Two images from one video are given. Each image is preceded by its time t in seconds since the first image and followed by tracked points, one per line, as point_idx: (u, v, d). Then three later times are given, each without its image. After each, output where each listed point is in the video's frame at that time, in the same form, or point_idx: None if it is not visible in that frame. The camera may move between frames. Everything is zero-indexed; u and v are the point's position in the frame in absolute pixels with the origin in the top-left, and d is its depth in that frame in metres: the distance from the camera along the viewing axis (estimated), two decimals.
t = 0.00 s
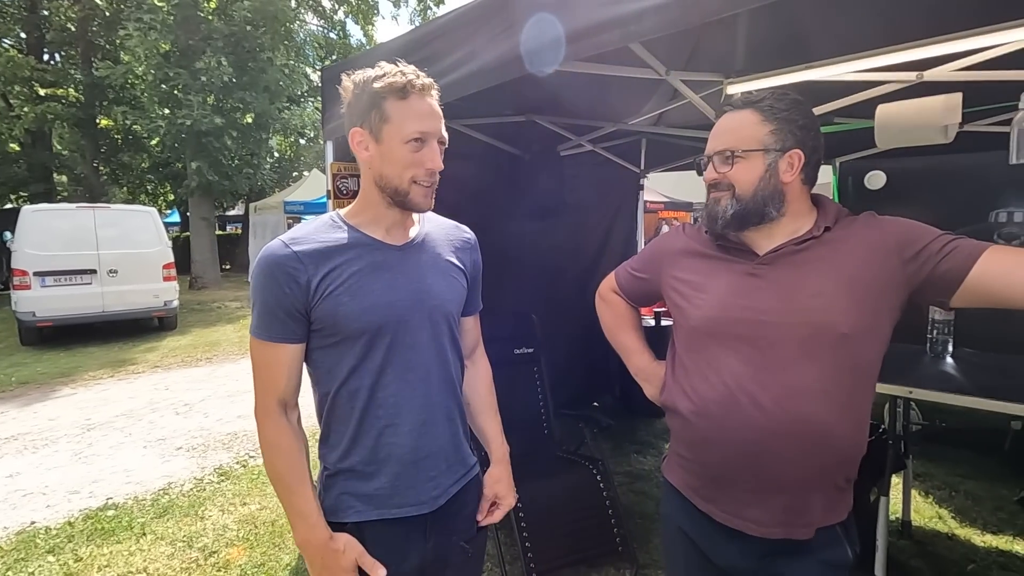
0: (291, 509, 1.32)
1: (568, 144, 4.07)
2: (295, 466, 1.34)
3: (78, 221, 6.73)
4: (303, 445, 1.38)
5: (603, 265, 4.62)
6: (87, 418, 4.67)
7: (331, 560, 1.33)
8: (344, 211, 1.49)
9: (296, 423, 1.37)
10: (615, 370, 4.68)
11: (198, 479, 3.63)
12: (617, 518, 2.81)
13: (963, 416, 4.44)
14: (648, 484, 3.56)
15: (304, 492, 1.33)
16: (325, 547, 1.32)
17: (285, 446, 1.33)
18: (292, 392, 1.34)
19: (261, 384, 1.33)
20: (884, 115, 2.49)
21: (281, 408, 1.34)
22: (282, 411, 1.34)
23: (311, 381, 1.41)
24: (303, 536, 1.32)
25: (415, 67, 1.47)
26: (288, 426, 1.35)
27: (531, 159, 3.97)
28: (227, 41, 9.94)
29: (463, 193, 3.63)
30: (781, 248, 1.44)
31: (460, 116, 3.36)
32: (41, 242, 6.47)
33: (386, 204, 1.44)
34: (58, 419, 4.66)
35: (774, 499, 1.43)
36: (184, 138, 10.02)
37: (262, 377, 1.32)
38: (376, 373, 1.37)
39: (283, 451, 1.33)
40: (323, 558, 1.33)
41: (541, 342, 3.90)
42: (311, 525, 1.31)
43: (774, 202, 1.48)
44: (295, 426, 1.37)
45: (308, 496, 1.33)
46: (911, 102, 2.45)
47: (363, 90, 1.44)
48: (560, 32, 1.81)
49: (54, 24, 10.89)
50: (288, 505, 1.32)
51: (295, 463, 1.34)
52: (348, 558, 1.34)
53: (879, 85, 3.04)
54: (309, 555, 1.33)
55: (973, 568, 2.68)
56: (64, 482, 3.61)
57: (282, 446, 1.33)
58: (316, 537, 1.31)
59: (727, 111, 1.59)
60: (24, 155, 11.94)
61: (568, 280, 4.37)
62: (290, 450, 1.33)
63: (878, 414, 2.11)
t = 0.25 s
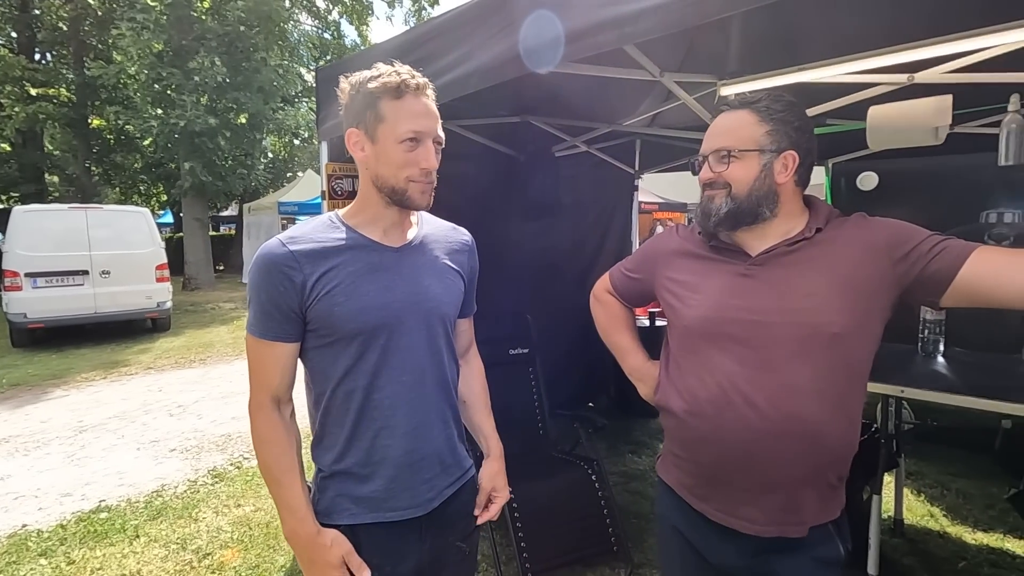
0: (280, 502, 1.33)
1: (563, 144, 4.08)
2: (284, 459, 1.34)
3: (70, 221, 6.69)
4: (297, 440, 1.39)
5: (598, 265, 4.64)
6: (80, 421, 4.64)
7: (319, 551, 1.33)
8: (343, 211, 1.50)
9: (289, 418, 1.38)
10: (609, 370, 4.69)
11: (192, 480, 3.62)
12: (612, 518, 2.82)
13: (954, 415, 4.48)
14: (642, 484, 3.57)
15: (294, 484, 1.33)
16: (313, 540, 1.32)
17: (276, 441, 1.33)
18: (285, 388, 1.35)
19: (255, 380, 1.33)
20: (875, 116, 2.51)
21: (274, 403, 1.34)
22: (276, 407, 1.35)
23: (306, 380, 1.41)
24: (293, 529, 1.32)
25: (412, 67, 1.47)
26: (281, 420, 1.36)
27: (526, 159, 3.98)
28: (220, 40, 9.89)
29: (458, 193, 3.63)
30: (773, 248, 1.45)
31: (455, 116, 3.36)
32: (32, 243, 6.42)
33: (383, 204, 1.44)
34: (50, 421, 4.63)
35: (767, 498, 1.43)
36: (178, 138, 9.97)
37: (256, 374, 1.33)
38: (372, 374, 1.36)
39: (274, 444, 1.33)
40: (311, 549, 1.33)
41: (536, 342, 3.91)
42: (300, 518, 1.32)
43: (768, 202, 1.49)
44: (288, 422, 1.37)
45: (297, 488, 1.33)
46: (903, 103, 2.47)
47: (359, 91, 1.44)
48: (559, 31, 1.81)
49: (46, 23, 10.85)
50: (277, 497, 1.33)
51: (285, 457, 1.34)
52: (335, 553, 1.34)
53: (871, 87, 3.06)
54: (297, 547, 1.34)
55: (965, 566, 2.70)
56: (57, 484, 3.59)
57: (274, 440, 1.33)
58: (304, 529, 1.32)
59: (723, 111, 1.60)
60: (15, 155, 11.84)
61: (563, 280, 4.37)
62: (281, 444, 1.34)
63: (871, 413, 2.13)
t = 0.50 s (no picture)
0: (272, 498, 1.32)
1: (559, 145, 4.08)
2: (279, 458, 1.34)
3: (64, 222, 6.65)
4: (292, 438, 1.39)
5: (594, 266, 4.64)
6: (73, 422, 4.61)
7: (310, 551, 1.31)
8: (343, 211, 1.49)
9: (284, 417, 1.37)
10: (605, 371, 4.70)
11: (186, 482, 3.60)
12: (609, 518, 2.82)
13: (948, 414, 4.51)
14: (639, 484, 3.58)
15: (288, 482, 1.33)
16: (304, 537, 1.31)
17: (271, 440, 1.33)
18: (281, 387, 1.34)
19: (251, 378, 1.33)
20: (869, 117, 2.53)
21: (269, 401, 1.34)
22: (271, 406, 1.34)
23: (302, 380, 1.41)
24: (284, 526, 1.31)
25: (411, 67, 1.47)
26: (276, 419, 1.36)
27: (522, 160, 3.98)
28: (215, 40, 9.86)
29: (454, 194, 3.63)
30: (769, 247, 1.46)
31: (451, 116, 3.36)
32: (25, 243, 6.37)
33: (383, 204, 1.44)
34: (43, 423, 4.60)
35: (763, 497, 1.44)
36: (172, 138, 9.93)
37: (252, 373, 1.33)
38: (368, 375, 1.36)
39: (269, 443, 1.33)
40: (303, 548, 1.32)
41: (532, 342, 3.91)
42: (292, 514, 1.31)
43: (774, 198, 1.50)
44: (283, 422, 1.37)
45: (291, 486, 1.33)
46: (897, 104, 2.48)
47: (358, 91, 1.44)
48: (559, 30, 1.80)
49: (39, 22, 10.77)
50: (269, 493, 1.33)
51: (279, 455, 1.34)
52: (326, 552, 1.33)
53: (866, 88, 3.08)
54: (288, 545, 1.32)
55: (958, 564, 2.72)
56: (50, 486, 3.56)
57: (268, 438, 1.33)
58: (297, 526, 1.31)
59: (722, 110, 1.60)
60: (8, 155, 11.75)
61: (559, 280, 4.37)
62: (276, 443, 1.34)
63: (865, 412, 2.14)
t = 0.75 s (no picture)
0: (279, 492, 1.32)
1: (556, 145, 4.09)
2: (283, 453, 1.34)
3: (58, 222, 6.61)
4: (296, 434, 1.39)
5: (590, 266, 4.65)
6: (68, 423, 4.59)
7: (316, 544, 1.31)
8: (342, 212, 1.49)
9: (285, 415, 1.37)
10: (602, 370, 4.71)
11: (182, 483, 3.59)
12: (606, 517, 2.82)
13: (942, 414, 4.53)
14: (636, 484, 3.58)
15: (293, 477, 1.33)
16: (313, 529, 1.31)
17: (274, 436, 1.33)
18: (280, 386, 1.34)
19: (250, 376, 1.33)
20: (865, 117, 2.54)
21: (269, 399, 1.34)
22: (271, 404, 1.34)
23: (300, 381, 1.40)
24: (292, 519, 1.31)
25: (409, 67, 1.47)
26: (277, 416, 1.35)
27: (519, 160, 3.98)
28: (211, 40, 9.83)
29: (452, 194, 3.63)
30: (765, 246, 1.47)
31: (449, 116, 3.36)
32: (19, 244, 6.33)
33: (382, 204, 1.44)
34: (38, 424, 4.58)
35: (759, 495, 1.44)
36: (167, 138, 9.90)
37: (251, 372, 1.32)
38: (366, 376, 1.36)
39: (272, 439, 1.33)
40: (309, 542, 1.31)
41: (529, 342, 3.91)
42: (302, 506, 1.32)
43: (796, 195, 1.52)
44: (284, 419, 1.37)
45: (295, 481, 1.33)
46: (892, 105, 2.49)
47: (357, 91, 1.44)
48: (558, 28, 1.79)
49: (33, 21, 10.72)
50: (277, 488, 1.33)
51: (283, 452, 1.34)
52: (334, 546, 1.32)
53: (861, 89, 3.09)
54: (296, 538, 1.32)
55: (954, 562, 2.73)
56: (44, 488, 3.54)
57: (271, 434, 1.33)
58: (307, 518, 1.31)
59: (732, 104, 1.56)
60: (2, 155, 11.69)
61: (556, 280, 4.38)
62: (279, 439, 1.34)
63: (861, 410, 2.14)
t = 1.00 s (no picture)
0: (277, 489, 1.32)
1: (554, 144, 4.08)
2: (283, 451, 1.34)
3: (54, 221, 6.59)
4: (293, 433, 1.38)
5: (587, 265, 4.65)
6: (64, 423, 4.58)
7: (313, 542, 1.31)
8: (339, 212, 1.48)
9: (284, 414, 1.37)
10: (600, 370, 4.72)
11: (179, 483, 3.58)
12: (604, 517, 2.82)
13: (938, 412, 4.55)
14: (633, 483, 3.59)
15: (292, 474, 1.33)
16: (310, 527, 1.31)
17: (273, 435, 1.33)
18: (279, 385, 1.34)
19: (247, 377, 1.32)
20: (861, 117, 2.54)
21: (267, 398, 1.33)
22: (270, 403, 1.34)
23: (298, 381, 1.40)
24: (289, 517, 1.31)
25: (401, 66, 1.46)
26: (276, 415, 1.35)
27: (516, 159, 3.98)
28: (207, 39, 9.81)
29: (449, 193, 3.63)
30: (759, 246, 1.46)
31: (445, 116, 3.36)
32: (15, 243, 6.30)
33: (378, 205, 1.44)
34: (34, 424, 4.57)
35: (754, 495, 1.45)
36: (164, 137, 9.88)
37: (249, 372, 1.32)
38: (363, 377, 1.35)
39: (271, 437, 1.33)
40: (305, 540, 1.31)
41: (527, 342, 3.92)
42: (299, 504, 1.32)
43: (791, 197, 1.52)
44: (283, 418, 1.36)
45: (294, 479, 1.33)
46: (888, 105, 2.50)
47: (350, 91, 1.43)
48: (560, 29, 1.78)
49: (28, 20, 10.70)
50: (276, 485, 1.33)
51: (282, 449, 1.34)
52: (329, 545, 1.32)
53: (857, 88, 3.10)
54: (292, 535, 1.32)
55: (949, 560, 2.74)
56: (40, 488, 3.53)
57: (269, 433, 1.33)
58: (304, 516, 1.31)
59: (728, 103, 1.54)
60: None
61: (553, 280, 4.38)
62: (278, 437, 1.34)
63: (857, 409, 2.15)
